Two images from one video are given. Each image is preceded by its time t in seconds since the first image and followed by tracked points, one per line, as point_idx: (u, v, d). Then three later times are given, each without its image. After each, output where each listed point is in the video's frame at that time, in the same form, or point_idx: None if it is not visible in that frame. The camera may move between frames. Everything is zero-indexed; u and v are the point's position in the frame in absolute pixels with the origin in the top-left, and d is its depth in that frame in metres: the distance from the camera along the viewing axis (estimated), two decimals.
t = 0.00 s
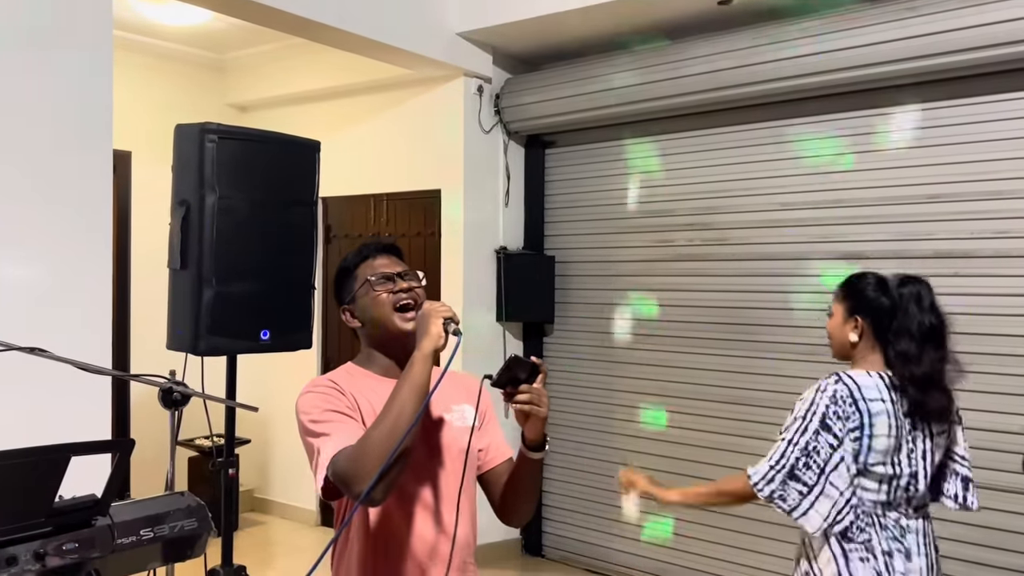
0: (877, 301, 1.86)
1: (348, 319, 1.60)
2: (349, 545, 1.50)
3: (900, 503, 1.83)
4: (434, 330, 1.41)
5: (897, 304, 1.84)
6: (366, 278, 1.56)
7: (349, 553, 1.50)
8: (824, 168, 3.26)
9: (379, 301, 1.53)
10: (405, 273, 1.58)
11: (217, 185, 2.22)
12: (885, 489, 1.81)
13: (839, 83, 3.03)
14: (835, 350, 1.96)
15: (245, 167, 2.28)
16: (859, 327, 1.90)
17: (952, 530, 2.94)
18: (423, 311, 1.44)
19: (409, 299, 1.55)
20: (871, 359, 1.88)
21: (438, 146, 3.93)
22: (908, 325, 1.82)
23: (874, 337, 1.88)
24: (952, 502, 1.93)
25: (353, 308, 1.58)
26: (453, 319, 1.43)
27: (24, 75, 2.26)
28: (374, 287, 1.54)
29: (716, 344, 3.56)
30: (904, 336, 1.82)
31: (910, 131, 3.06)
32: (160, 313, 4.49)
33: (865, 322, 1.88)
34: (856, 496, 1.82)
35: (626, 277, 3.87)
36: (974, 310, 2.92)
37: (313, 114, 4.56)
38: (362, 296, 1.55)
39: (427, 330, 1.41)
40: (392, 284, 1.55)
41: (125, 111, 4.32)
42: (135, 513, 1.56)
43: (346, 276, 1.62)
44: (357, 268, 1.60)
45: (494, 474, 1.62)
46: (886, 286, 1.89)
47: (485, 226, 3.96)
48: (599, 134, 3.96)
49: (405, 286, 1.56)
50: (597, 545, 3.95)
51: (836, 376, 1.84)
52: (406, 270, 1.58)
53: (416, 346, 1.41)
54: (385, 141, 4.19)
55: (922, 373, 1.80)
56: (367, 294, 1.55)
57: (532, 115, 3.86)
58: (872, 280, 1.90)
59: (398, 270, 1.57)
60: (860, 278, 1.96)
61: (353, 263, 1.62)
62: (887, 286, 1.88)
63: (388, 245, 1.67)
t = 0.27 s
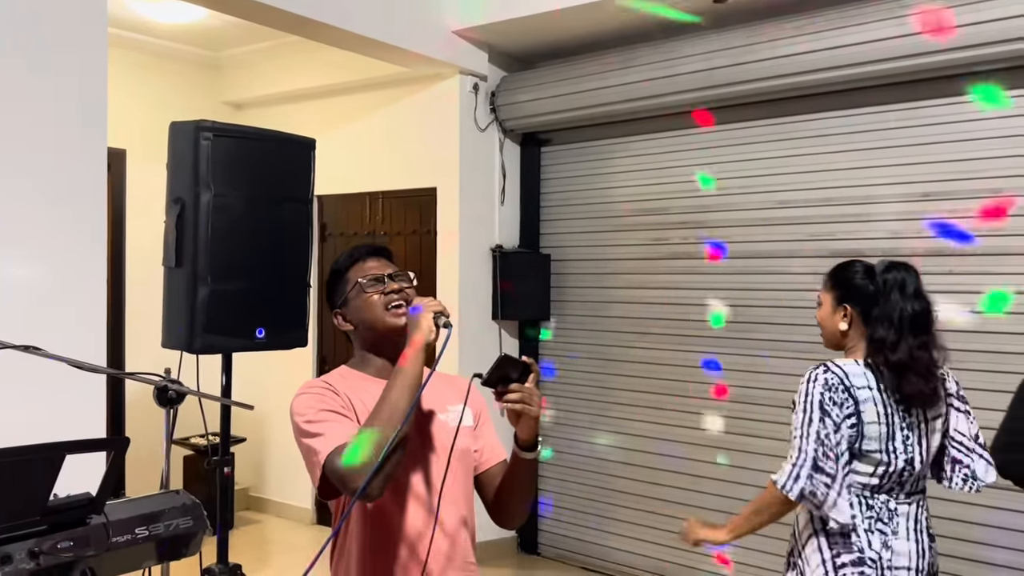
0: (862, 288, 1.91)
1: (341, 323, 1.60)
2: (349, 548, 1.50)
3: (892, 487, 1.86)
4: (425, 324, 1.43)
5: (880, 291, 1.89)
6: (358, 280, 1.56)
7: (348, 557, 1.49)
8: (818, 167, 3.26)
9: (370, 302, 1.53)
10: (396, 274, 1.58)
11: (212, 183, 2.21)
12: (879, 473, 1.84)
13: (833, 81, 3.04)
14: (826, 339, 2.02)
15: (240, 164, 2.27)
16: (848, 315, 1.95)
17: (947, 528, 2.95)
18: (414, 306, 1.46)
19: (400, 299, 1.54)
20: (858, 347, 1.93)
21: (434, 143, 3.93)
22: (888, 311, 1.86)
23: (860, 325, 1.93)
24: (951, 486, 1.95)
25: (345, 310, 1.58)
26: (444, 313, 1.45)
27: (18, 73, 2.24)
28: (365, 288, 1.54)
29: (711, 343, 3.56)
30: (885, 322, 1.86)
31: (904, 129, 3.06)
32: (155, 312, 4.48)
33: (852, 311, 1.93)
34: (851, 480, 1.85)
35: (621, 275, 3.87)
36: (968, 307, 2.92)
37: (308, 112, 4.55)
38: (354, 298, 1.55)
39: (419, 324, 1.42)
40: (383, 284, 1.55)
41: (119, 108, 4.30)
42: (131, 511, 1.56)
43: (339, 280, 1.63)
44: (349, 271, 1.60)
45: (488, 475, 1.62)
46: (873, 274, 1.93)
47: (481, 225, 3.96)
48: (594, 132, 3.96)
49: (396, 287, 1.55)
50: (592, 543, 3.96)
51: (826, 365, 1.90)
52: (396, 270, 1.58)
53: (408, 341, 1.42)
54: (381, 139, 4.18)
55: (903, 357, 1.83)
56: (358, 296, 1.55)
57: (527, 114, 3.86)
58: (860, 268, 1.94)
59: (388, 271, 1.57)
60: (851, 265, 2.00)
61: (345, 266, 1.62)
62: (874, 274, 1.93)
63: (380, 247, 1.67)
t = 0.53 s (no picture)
0: (876, 326, 1.91)
1: (331, 326, 1.59)
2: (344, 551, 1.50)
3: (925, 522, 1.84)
4: (417, 320, 1.42)
5: (895, 329, 1.90)
6: (349, 284, 1.56)
7: (343, 560, 1.50)
8: (814, 166, 3.27)
9: (362, 306, 1.53)
10: (386, 277, 1.58)
11: (208, 181, 2.21)
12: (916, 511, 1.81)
13: (830, 80, 3.04)
14: (836, 377, 1.98)
15: (237, 163, 2.27)
16: (861, 352, 1.93)
17: (945, 525, 2.95)
18: (404, 304, 1.45)
19: (391, 302, 1.54)
20: (874, 383, 1.90)
21: (431, 142, 3.93)
22: (905, 348, 1.88)
23: (875, 363, 1.91)
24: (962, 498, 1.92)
25: (336, 314, 1.57)
26: (435, 309, 1.44)
27: (14, 71, 2.24)
28: (356, 293, 1.54)
29: (707, 341, 3.57)
30: (903, 359, 1.87)
31: (900, 128, 3.07)
32: (152, 311, 4.47)
33: (867, 348, 1.91)
34: (887, 517, 1.80)
35: (618, 274, 3.88)
36: (964, 306, 2.93)
37: (305, 110, 4.54)
38: (345, 302, 1.55)
39: (411, 320, 1.42)
40: (373, 288, 1.55)
41: (115, 107, 4.30)
42: (128, 510, 1.56)
43: (329, 283, 1.62)
44: (340, 274, 1.60)
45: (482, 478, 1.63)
46: (883, 310, 1.94)
47: (478, 223, 3.96)
48: (590, 130, 3.96)
49: (387, 290, 1.55)
50: (588, 542, 3.96)
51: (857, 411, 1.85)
52: (387, 274, 1.59)
53: (400, 338, 1.42)
54: (378, 138, 4.18)
55: (921, 397, 1.82)
56: (349, 300, 1.55)
57: (524, 112, 3.86)
58: (869, 305, 1.95)
59: (379, 275, 1.58)
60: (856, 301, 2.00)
61: (336, 270, 1.62)
62: (885, 310, 1.94)
63: (370, 251, 1.68)
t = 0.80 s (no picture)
0: (881, 310, 1.95)
1: (324, 318, 1.60)
2: (338, 546, 1.50)
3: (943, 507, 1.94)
4: (410, 316, 1.43)
5: (900, 311, 1.94)
6: (343, 276, 1.57)
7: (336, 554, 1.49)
8: (811, 165, 3.28)
9: (355, 299, 1.54)
10: (380, 271, 1.59)
11: (205, 179, 2.21)
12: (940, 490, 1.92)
13: (827, 79, 3.05)
14: (840, 359, 2.03)
15: (234, 161, 2.27)
16: (866, 335, 1.98)
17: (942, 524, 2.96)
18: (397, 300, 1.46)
19: (383, 297, 1.56)
20: (883, 366, 1.96)
21: (429, 140, 3.93)
22: (913, 329, 1.93)
23: (881, 345, 1.96)
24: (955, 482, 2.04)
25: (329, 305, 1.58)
26: (428, 304, 1.46)
27: (12, 70, 2.24)
28: (349, 285, 1.55)
29: (705, 339, 3.57)
30: (914, 339, 1.93)
31: (897, 127, 3.08)
32: (149, 310, 4.47)
33: (873, 331, 1.96)
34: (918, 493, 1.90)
35: (616, 272, 3.88)
36: (961, 305, 2.94)
37: (302, 109, 4.54)
38: (338, 294, 1.56)
39: (403, 315, 1.43)
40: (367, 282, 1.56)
41: (112, 105, 4.30)
42: (124, 509, 1.56)
43: (323, 276, 1.63)
44: (334, 267, 1.61)
45: (474, 472, 1.62)
46: (884, 293, 1.99)
47: (475, 222, 3.96)
48: (588, 129, 3.97)
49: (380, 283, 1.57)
50: (586, 540, 3.97)
51: (892, 394, 1.89)
52: (381, 268, 1.60)
53: (393, 333, 1.43)
54: (375, 136, 4.18)
55: (936, 371, 1.93)
56: (342, 292, 1.55)
57: (521, 111, 3.87)
58: (870, 290, 1.99)
59: (373, 269, 1.59)
60: (855, 285, 2.04)
61: (330, 263, 1.63)
62: (885, 293, 1.98)
63: (365, 246, 1.69)
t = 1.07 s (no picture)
0: (877, 285, 2.00)
1: (323, 308, 1.60)
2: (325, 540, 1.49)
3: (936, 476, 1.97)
4: (409, 317, 1.42)
5: (895, 285, 1.99)
6: (344, 268, 1.56)
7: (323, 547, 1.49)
8: (809, 164, 3.28)
9: (353, 291, 1.53)
10: (382, 265, 1.58)
11: (203, 177, 2.21)
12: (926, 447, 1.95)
13: (825, 78, 3.05)
14: (838, 335, 2.08)
15: (231, 160, 2.27)
16: (863, 309, 2.02)
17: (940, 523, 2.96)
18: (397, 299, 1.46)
19: (383, 290, 1.55)
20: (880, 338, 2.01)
21: (427, 139, 3.93)
22: (908, 301, 1.97)
23: (877, 318, 2.00)
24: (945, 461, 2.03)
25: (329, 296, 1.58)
26: (427, 306, 1.45)
27: (8, 68, 2.24)
28: (349, 278, 1.54)
29: (703, 338, 3.58)
30: (909, 312, 1.97)
31: (895, 127, 3.08)
32: (146, 308, 4.47)
33: (870, 305, 2.00)
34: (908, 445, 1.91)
35: (614, 271, 3.88)
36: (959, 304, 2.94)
37: (300, 108, 4.54)
38: (338, 285, 1.55)
39: (402, 316, 1.42)
40: (367, 274, 1.55)
41: (110, 104, 4.29)
42: (122, 507, 1.56)
43: (326, 265, 1.62)
44: (335, 257, 1.60)
45: (470, 466, 1.63)
46: (880, 268, 2.03)
47: (473, 221, 3.96)
48: (586, 128, 3.97)
49: (381, 277, 1.56)
50: (583, 539, 3.97)
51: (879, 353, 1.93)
52: (383, 261, 1.59)
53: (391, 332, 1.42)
54: (373, 135, 4.18)
55: (927, 343, 1.98)
56: (342, 284, 1.55)
57: (519, 110, 3.86)
58: (866, 265, 2.03)
59: (374, 261, 1.58)
60: (851, 262, 2.08)
61: (333, 252, 1.62)
62: (881, 268, 2.03)
63: (369, 236, 1.67)
